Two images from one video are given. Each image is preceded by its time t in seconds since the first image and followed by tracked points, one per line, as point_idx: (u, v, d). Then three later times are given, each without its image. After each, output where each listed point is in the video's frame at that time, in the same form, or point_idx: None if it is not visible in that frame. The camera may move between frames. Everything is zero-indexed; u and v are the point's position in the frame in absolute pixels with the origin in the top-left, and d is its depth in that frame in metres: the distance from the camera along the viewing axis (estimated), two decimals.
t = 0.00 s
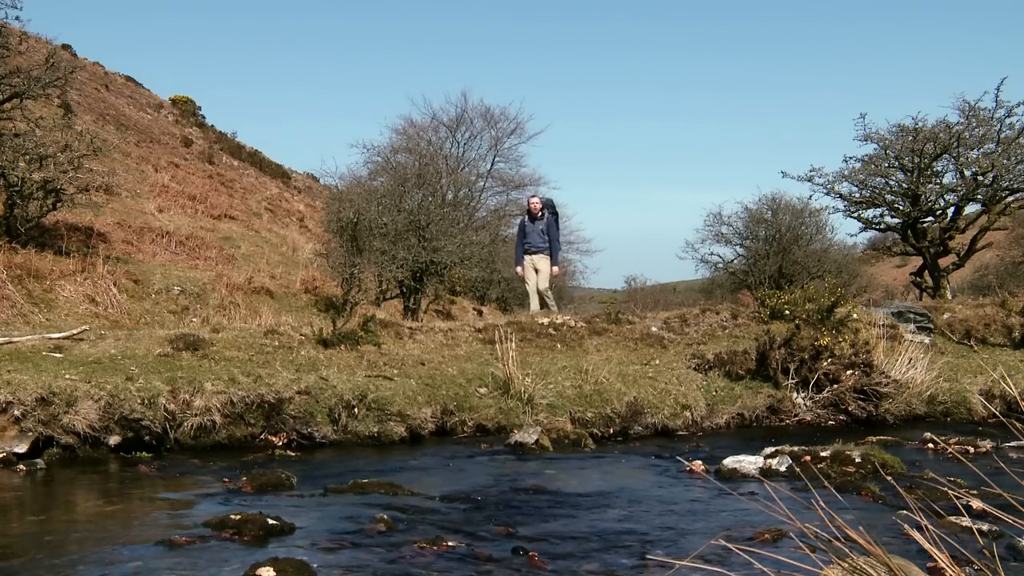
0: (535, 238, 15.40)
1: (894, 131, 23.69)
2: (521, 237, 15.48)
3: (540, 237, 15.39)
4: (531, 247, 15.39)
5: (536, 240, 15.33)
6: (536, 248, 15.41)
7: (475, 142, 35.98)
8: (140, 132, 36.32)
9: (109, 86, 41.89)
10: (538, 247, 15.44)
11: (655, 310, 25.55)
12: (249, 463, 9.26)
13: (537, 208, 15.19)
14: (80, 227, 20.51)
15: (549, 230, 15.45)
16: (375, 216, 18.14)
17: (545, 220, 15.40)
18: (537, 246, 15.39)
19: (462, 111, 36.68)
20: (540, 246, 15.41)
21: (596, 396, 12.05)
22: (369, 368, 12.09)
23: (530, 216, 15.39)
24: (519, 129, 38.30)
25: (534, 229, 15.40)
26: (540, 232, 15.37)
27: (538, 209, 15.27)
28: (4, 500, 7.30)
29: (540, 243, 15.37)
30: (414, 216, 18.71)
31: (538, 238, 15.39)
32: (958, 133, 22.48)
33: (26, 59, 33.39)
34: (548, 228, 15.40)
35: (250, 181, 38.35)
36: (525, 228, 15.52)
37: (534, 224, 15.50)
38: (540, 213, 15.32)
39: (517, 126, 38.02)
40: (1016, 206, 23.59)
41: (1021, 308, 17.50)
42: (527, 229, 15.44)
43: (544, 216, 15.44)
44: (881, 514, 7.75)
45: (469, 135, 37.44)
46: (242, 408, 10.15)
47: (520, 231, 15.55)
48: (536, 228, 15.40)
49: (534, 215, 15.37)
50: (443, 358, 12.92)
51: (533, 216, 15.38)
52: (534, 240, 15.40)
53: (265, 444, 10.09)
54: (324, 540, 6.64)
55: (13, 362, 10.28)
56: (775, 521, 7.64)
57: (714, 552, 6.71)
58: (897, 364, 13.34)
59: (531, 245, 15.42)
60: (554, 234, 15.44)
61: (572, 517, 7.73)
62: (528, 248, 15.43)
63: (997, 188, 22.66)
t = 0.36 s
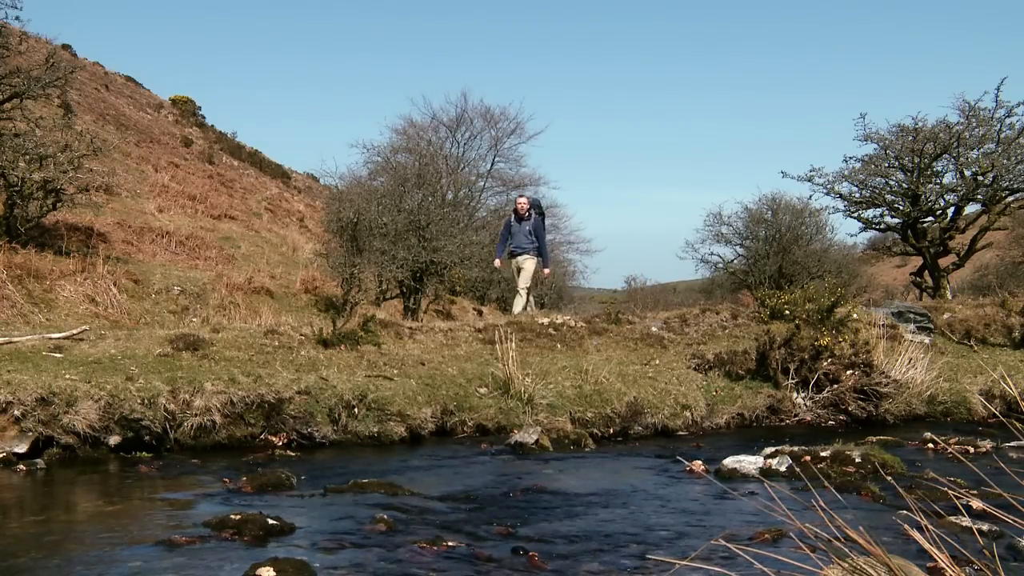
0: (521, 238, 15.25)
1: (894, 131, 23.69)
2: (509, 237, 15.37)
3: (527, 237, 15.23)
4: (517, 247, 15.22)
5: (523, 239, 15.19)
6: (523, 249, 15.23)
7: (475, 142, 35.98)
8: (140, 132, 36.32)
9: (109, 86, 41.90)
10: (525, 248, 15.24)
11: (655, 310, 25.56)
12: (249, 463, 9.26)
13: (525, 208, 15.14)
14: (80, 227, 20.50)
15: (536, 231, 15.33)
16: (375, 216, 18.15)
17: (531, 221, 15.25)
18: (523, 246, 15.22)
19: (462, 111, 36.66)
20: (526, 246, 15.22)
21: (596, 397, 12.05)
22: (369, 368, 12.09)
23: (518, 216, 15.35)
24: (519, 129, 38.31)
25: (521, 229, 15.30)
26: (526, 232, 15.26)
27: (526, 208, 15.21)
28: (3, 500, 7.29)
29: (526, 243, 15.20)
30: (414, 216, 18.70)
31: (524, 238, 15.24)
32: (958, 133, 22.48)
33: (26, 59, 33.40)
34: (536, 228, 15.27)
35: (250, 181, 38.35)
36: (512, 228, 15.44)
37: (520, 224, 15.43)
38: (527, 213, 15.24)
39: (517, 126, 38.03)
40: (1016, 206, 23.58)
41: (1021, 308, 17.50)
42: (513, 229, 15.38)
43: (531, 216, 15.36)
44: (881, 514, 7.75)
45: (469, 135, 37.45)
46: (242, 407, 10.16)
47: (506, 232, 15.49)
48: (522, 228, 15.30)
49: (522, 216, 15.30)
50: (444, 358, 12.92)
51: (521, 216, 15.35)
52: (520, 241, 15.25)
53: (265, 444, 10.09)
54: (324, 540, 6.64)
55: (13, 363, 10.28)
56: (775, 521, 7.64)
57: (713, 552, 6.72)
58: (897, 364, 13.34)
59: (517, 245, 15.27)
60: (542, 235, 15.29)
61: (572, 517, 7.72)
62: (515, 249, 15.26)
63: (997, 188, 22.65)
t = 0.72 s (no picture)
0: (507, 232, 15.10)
1: (894, 131, 23.70)
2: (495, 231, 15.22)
3: (512, 231, 15.09)
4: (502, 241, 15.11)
5: (508, 234, 15.06)
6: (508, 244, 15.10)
7: (475, 142, 35.98)
8: (140, 132, 36.33)
9: (109, 86, 41.91)
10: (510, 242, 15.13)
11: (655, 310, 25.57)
12: (249, 463, 9.26)
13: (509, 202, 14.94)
14: (80, 227, 20.51)
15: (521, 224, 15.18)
16: (375, 216, 18.15)
17: (517, 213, 15.08)
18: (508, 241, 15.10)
19: (462, 111, 36.65)
20: (512, 240, 15.11)
21: (596, 397, 12.05)
22: (369, 368, 12.09)
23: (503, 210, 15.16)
24: (519, 129, 38.32)
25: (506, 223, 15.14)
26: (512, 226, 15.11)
27: (511, 202, 15.02)
28: (3, 500, 7.29)
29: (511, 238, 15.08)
30: (414, 216, 18.71)
31: (510, 233, 15.11)
32: (958, 133, 22.48)
33: (26, 59, 33.41)
34: (520, 222, 15.09)
35: (250, 181, 38.36)
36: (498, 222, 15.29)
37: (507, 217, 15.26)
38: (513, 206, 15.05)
39: (517, 126, 38.04)
40: (1016, 206, 23.57)
41: (1021, 308, 17.50)
42: (499, 223, 15.22)
43: (517, 209, 15.15)
44: (881, 514, 7.75)
45: (469, 135, 37.44)
46: (242, 408, 10.16)
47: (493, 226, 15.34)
48: (508, 222, 15.12)
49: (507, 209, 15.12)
50: (444, 358, 12.92)
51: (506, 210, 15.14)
52: (506, 235, 15.14)
53: (265, 444, 10.09)
54: (324, 540, 6.63)
55: (13, 362, 10.28)
56: (775, 521, 7.63)
57: (714, 552, 6.72)
58: (897, 364, 13.34)
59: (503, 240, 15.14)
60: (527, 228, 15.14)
61: (572, 517, 7.72)
62: (501, 243, 15.14)
63: (997, 188, 22.65)
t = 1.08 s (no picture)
0: (490, 234, 14.99)
1: (894, 131, 23.70)
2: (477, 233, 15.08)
3: (496, 233, 15.00)
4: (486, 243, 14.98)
5: (491, 235, 14.97)
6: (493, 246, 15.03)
7: (475, 142, 35.97)
8: (140, 132, 36.33)
9: (109, 86, 41.92)
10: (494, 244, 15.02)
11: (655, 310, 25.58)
12: (249, 463, 9.26)
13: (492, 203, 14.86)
14: (80, 227, 20.51)
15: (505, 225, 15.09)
16: (375, 216, 18.09)
17: (500, 215, 15.00)
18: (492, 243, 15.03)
19: (462, 111, 36.63)
20: (495, 242, 14.99)
21: (596, 397, 12.05)
22: (369, 368, 12.09)
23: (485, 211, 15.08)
24: (519, 129, 38.32)
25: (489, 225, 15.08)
26: (495, 227, 15.02)
27: (493, 204, 14.90)
28: (3, 500, 7.29)
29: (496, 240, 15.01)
30: (414, 216, 18.72)
31: (494, 234, 14.99)
32: (958, 133, 22.48)
33: (26, 59, 33.42)
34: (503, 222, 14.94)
35: (250, 181, 38.37)
36: (479, 224, 15.21)
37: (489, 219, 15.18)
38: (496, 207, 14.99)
39: (517, 126, 38.04)
40: (1016, 206, 23.57)
41: (1021, 308, 17.50)
42: (482, 225, 15.12)
43: (499, 211, 15.07)
44: (881, 514, 7.75)
45: (468, 135, 37.45)
46: (242, 408, 10.15)
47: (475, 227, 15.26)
48: (491, 224, 15.03)
49: (489, 211, 15.04)
50: (444, 358, 12.92)
51: (488, 212, 15.05)
52: (490, 237, 15.05)
53: (265, 444, 10.09)
54: (324, 540, 6.64)
55: (13, 362, 10.28)
56: (775, 521, 7.63)
57: (714, 552, 6.72)
58: (897, 364, 13.34)
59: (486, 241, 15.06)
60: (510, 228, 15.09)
61: (572, 517, 7.72)
62: (484, 245, 15.01)
63: (997, 188, 22.65)
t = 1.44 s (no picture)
0: (474, 228, 14.73)
1: (894, 131, 23.70)
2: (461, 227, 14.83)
3: (480, 227, 14.74)
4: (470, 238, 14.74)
5: (475, 230, 14.69)
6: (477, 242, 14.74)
7: (475, 142, 35.97)
8: (140, 132, 36.34)
9: (109, 86, 41.92)
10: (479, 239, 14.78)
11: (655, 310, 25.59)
12: (249, 463, 9.26)
13: (477, 196, 14.62)
14: (80, 227, 20.51)
15: (491, 220, 14.79)
16: (375, 217, 18.05)
17: (485, 209, 14.77)
18: (475, 238, 14.73)
19: (462, 111, 36.62)
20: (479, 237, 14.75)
21: (596, 397, 12.05)
22: (369, 368, 12.09)
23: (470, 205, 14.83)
24: (519, 129, 38.31)
25: (473, 218, 14.80)
26: (479, 222, 14.73)
27: (478, 197, 14.66)
28: (3, 500, 7.29)
29: (480, 235, 14.71)
30: (414, 216, 19.04)
31: (478, 229, 14.75)
32: (958, 133, 22.48)
33: (26, 59, 33.43)
34: (490, 218, 14.75)
35: (250, 181, 38.38)
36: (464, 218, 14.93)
37: (474, 213, 14.91)
38: (481, 200, 14.72)
39: (516, 126, 38.03)
40: (1016, 206, 23.57)
41: (1021, 308, 17.51)
42: (467, 218, 14.86)
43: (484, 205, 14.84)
44: (881, 514, 7.75)
45: (468, 135, 37.45)
46: (242, 408, 10.15)
47: (460, 221, 15.01)
48: (476, 217, 14.76)
49: (474, 204, 14.76)
50: (444, 358, 12.92)
51: (473, 205, 14.79)
52: (473, 231, 14.77)
53: (265, 444, 10.09)
54: (324, 540, 6.64)
55: (13, 363, 10.28)
56: (775, 521, 7.63)
57: (714, 552, 6.72)
58: (897, 364, 13.34)
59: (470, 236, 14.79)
60: (496, 223, 14.81)
61: (572, 517, 7.72)
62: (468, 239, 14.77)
63: (997, 188, 22.65)
